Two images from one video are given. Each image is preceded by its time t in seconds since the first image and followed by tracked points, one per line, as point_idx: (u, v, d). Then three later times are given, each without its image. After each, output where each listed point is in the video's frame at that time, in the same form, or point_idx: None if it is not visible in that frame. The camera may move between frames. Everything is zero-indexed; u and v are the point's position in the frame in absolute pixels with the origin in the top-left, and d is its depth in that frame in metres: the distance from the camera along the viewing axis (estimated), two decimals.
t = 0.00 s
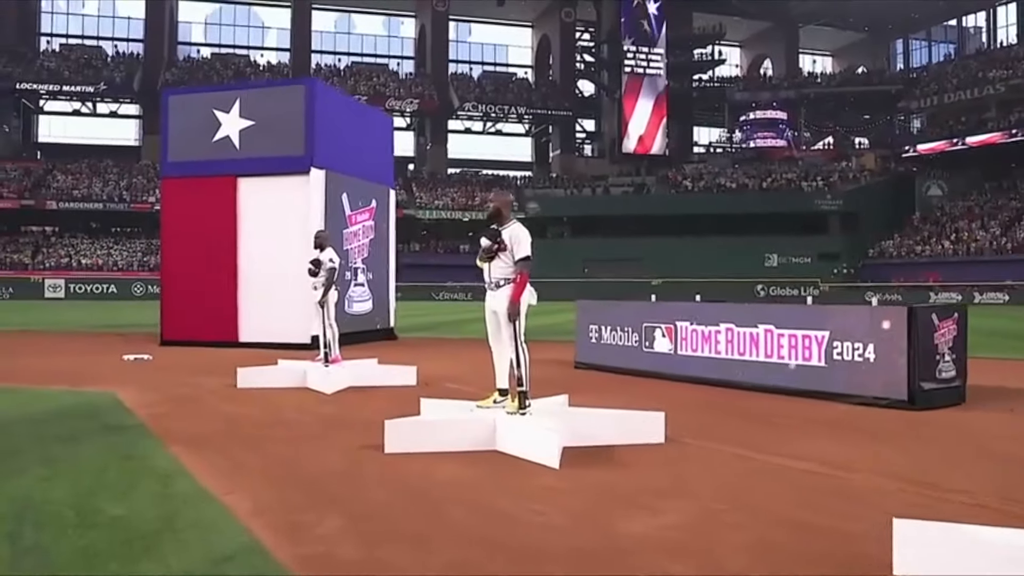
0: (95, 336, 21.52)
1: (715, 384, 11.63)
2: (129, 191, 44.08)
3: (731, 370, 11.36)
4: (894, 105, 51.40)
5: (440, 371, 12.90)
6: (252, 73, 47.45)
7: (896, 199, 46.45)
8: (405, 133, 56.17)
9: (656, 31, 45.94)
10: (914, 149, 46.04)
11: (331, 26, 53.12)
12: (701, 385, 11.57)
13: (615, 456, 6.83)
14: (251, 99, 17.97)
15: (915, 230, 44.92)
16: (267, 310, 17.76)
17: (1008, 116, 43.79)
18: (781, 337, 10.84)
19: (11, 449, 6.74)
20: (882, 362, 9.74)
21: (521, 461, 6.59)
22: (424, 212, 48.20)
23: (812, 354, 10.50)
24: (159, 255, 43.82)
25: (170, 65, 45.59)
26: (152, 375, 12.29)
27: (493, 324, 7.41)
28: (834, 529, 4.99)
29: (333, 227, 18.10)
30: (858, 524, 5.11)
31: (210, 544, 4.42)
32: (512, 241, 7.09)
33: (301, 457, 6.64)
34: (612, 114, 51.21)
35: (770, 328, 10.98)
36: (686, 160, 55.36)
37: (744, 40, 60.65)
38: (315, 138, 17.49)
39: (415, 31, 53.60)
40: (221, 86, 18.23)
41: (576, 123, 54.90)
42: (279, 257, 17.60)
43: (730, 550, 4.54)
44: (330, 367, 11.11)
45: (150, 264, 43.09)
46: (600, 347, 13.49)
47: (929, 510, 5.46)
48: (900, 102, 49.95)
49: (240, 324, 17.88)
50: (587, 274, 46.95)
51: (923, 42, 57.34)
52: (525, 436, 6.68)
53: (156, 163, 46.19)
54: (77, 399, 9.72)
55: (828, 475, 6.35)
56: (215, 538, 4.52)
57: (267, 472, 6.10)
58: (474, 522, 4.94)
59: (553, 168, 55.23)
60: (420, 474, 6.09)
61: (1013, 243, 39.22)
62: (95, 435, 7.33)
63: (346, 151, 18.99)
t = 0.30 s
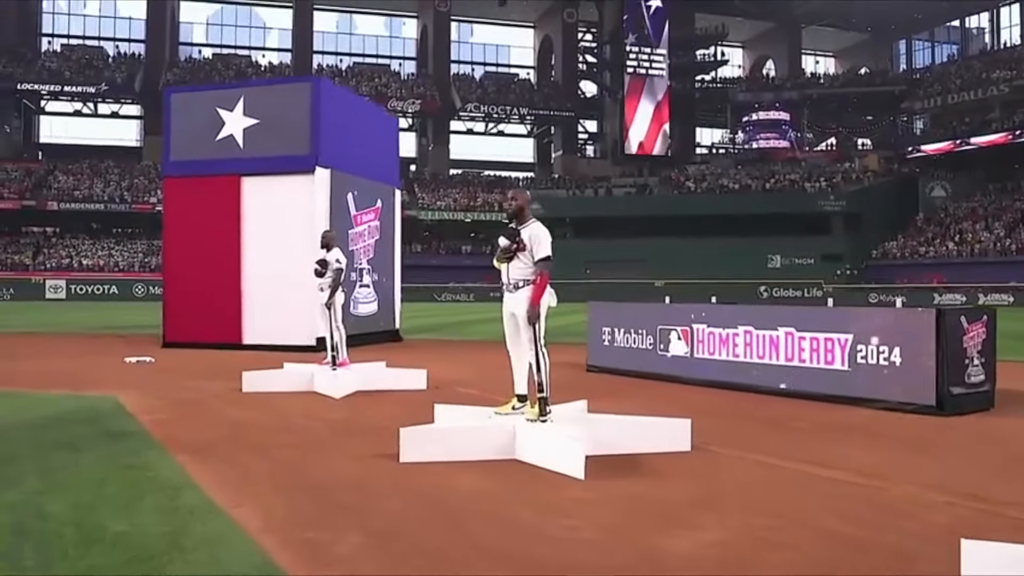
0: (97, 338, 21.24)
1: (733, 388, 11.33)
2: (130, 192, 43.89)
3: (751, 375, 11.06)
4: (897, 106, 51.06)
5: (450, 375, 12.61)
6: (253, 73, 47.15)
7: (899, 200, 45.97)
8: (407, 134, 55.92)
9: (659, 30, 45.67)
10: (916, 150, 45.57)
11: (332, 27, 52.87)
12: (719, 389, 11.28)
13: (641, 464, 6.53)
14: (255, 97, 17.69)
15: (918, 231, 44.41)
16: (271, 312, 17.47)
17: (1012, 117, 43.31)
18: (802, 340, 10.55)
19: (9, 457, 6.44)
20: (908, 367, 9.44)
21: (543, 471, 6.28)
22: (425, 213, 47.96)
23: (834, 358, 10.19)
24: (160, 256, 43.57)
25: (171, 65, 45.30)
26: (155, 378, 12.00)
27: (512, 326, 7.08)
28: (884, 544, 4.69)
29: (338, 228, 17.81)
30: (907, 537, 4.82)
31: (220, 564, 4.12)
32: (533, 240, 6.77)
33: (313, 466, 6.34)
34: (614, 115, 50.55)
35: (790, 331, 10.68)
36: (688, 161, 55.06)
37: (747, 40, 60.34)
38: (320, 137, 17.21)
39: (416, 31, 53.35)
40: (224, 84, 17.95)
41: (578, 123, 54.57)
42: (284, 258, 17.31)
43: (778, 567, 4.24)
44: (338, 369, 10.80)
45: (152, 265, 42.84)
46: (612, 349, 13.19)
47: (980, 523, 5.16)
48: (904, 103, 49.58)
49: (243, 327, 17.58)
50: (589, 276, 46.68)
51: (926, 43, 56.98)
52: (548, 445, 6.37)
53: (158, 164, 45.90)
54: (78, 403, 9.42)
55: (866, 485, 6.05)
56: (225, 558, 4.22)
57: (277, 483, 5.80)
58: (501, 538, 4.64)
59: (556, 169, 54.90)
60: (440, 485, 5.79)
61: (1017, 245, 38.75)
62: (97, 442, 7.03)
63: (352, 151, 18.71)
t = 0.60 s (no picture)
0: (98, 339, 20.95)
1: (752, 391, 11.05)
2: (131, 192, 43.64)
3: (770, 377, 10.78)
4: (900, 105, 50.69)
5: (461, 377, 12.33)
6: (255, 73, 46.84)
7: (904, 200, 45.41)
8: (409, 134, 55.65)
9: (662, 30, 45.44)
10: (920, 150, 44.95)
11: (334, 26, 52.57)
12: (738, 392, 11.01)
13: (670, 473, 6.25)
14: (259, 94, 17.40)
15: (922, 231, 43.71)
16: (274, 314, 17.19)
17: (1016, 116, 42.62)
18: (824, 342, 10.27)
19: (9, 466, 6.16)
20: (937, 370, 9.17)
21: (569, 480, 6.00)
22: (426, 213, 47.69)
23: (858, 360, 9.92)
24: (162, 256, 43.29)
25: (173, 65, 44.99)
26: (160, 381, 11.73)
27: (531, 329, 6.78)
28: (938, 564, 4.43)
29: (344, 227, 17.54)
30: (964, 558, 4.56)
31: None
32: (555, 240, 6.47)
33: (327, 474, 6.06)
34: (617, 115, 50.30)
35: (812, 332, 10.41)
36: (691, 161, 54.69)
37: (750, 40, 59.98)
38: (325, 136, 16.92)
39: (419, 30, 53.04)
40: (228, 81, 17.66)
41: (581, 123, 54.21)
42: (288, 259, 17.03)
43: None
44: (346, 372, 10.52)
45: (154, 265, 42.58)
46: (626, 351, 12.91)
47: None
48: (907, 103, 49.18)
49: (247, 328, 17.28)
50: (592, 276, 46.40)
51: (930, 43, 56.48)
52: (572, 453, 6.08)
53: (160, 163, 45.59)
54: (80, 407, 9.14)
55: (909, 499, 5.78)
56: None
57: (291, 495, 5.51)
58: (534, 556, 4.37)
59: (558, 169, 54.54)
60: (463, 498, 5.51)
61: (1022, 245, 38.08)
62: (97, 450, 6.74)
63: (357, 149, 18.42)
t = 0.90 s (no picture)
0: (98, 340, 20.68)
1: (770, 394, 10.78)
2: (132, 192, 43.37)
3: (789, 380, 10.51)
4: (902, 105, 50.37)
5: (471, 380, 12.05)
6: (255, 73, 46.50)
7: (906, 199, 45.07)
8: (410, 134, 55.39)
9: (664, 29, 45.21)
10: (922, 150, 44.54)
11: (335, 26, 52.25)
12: (756, 395, 10.73)
13: (699, 484, 5.98)
14: (262, 91, 17.10)
15: (924, 231, 43.36)
16: (277, 313, 16.90)
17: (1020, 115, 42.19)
18: (845, 344, 10.00)
19: (6, 476, 5.89)
20: (965, 373, 8.91)
21: (595, 490, 5.73)
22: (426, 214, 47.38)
23: (882, 362, 9.65)
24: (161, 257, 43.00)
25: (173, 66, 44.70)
26: (164, 384, 11.45)
27: (551, 331, 6.50)
28: None
29: (348, 227, 17.26)
30: None
31: None
32: (577, 238, 6.19)
33: (341, 486, 5.79)
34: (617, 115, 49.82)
35: (832, 333, 10.14)
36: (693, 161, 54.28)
37: (751, 40, 59.69)
38: (329, 133, 16.64)
39: (420, 30, 52.75)
40: (230, 78, 17.37)
41: (582, 123, 53.89)
42: (292, 258, 16.74)
43: None
44: (354, 375, 10.24)
45: (154, 265, 42.30)
46: (638, 353, 12.62)
47: None
48: (909, 103, 48.87)
49: (250, 329, 16.99)
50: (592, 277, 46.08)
51: (932, 43, 56.12)
52: (597, 462, 5.81)
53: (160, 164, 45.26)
54: (82, 412, 8.87)
55: (956, 513, 5.55)
56: None
57: (304, 509, 5.24)
58: None
59: (559, 169, 54.23)
60: (487, 512, 5.24)
61: None
62: (100, 459, 6.46)
63: (361, 147, 18.11)
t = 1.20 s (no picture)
0: (99, 341, 20.41)
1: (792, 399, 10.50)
2: (132, 193, 43.07)
3: (810, 384, 10.24)
4: (903, 105, 50.06)
5: (481, 384, 11.77)
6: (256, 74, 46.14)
7: (907, 199, 44.78)
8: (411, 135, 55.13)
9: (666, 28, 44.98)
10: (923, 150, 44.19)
11: (335, 26, 52.01)
12: (776, 400, 10.45)
13: (732, 496, 5.71)
14: (265, 89, 16.81)
15: (926, 231, 43.05)
16: (281, 315, 16.63)
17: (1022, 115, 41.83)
18: (868, 347, 9.70)
19: (6, 488, 5.64)
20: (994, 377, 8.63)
21: (625, 504, 5.46)
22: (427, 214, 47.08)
23: (907, 366, 9.37)
24: (161, 258, 42.70)
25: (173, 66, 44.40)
26: (168, 388, 11.20)
27: (576, 335, 6.24)
28: None
29: (354, 227, 16.99)
30: None
31: None
32: (603, 239, 5.94)
33: (357, 499, 5.51)
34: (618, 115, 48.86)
35: (855, 337, 9.84)
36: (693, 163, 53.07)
37: (752, 40, 59.45)
38: (334, 132, 16.36)
39: (421, 30, 52.47)
40: (234, 76, 17.08)
41: (583, 123, 53.62)
42: (295, 258, 16.48)
43: None
44: (363, 379, 9.95)
45: (153, 266, 42.02)
46: (653, 356, 12.36)
47: None
48: (911, 103, 48.58)
49: (254, 331, 16.72)
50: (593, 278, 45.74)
51: (933, 42, 55.83)
52: (626, 475, 5.53)
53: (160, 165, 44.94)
54: (84, 417, 8.58)
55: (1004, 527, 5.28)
56: None
57: (320, 524, 4.97)
58: None
59: (560, 169, 53.96)
60: (512, 528, 4.96)
61: None
62: (103, 469, 6.18)
63: (367, 147, 17.83)
